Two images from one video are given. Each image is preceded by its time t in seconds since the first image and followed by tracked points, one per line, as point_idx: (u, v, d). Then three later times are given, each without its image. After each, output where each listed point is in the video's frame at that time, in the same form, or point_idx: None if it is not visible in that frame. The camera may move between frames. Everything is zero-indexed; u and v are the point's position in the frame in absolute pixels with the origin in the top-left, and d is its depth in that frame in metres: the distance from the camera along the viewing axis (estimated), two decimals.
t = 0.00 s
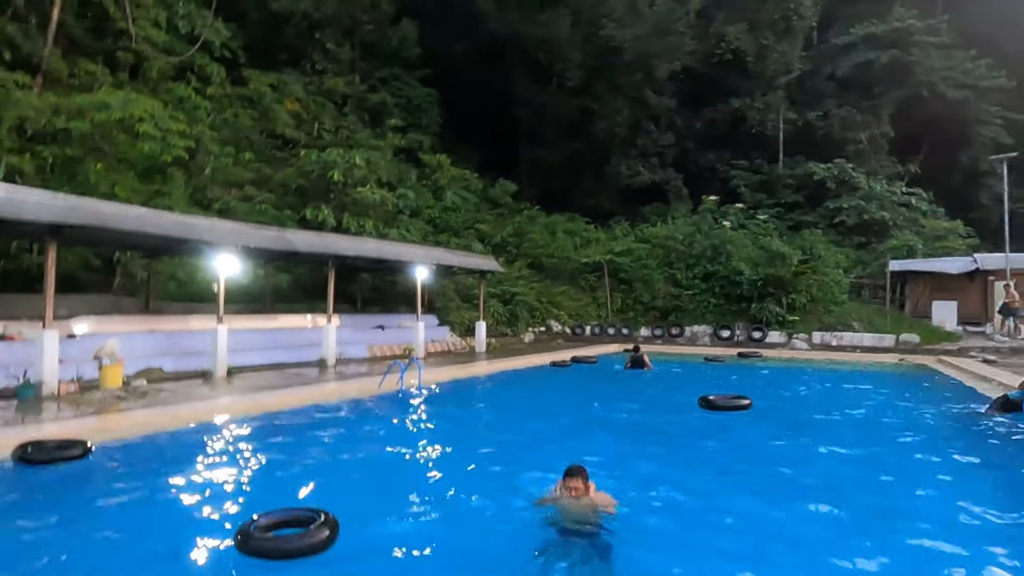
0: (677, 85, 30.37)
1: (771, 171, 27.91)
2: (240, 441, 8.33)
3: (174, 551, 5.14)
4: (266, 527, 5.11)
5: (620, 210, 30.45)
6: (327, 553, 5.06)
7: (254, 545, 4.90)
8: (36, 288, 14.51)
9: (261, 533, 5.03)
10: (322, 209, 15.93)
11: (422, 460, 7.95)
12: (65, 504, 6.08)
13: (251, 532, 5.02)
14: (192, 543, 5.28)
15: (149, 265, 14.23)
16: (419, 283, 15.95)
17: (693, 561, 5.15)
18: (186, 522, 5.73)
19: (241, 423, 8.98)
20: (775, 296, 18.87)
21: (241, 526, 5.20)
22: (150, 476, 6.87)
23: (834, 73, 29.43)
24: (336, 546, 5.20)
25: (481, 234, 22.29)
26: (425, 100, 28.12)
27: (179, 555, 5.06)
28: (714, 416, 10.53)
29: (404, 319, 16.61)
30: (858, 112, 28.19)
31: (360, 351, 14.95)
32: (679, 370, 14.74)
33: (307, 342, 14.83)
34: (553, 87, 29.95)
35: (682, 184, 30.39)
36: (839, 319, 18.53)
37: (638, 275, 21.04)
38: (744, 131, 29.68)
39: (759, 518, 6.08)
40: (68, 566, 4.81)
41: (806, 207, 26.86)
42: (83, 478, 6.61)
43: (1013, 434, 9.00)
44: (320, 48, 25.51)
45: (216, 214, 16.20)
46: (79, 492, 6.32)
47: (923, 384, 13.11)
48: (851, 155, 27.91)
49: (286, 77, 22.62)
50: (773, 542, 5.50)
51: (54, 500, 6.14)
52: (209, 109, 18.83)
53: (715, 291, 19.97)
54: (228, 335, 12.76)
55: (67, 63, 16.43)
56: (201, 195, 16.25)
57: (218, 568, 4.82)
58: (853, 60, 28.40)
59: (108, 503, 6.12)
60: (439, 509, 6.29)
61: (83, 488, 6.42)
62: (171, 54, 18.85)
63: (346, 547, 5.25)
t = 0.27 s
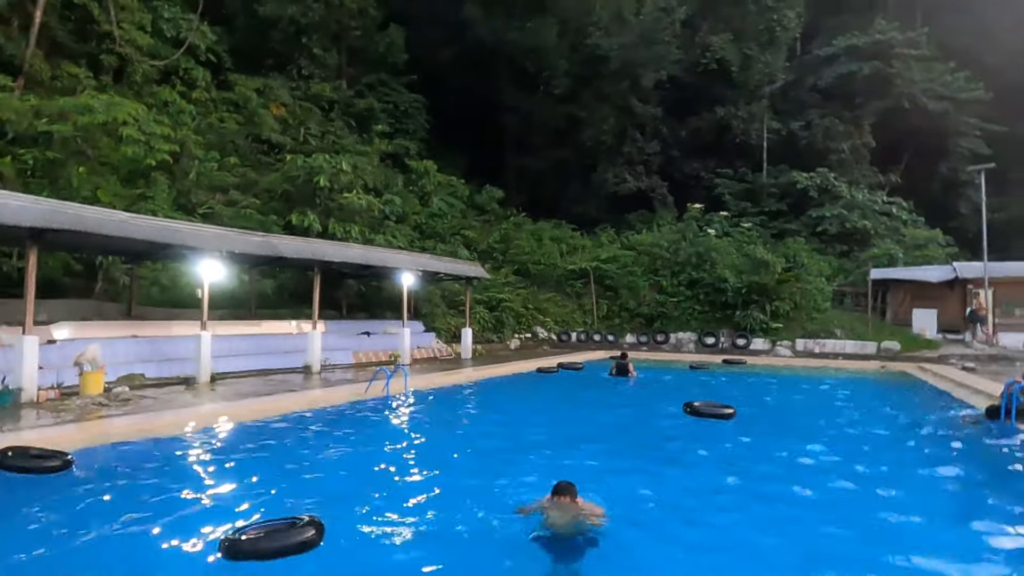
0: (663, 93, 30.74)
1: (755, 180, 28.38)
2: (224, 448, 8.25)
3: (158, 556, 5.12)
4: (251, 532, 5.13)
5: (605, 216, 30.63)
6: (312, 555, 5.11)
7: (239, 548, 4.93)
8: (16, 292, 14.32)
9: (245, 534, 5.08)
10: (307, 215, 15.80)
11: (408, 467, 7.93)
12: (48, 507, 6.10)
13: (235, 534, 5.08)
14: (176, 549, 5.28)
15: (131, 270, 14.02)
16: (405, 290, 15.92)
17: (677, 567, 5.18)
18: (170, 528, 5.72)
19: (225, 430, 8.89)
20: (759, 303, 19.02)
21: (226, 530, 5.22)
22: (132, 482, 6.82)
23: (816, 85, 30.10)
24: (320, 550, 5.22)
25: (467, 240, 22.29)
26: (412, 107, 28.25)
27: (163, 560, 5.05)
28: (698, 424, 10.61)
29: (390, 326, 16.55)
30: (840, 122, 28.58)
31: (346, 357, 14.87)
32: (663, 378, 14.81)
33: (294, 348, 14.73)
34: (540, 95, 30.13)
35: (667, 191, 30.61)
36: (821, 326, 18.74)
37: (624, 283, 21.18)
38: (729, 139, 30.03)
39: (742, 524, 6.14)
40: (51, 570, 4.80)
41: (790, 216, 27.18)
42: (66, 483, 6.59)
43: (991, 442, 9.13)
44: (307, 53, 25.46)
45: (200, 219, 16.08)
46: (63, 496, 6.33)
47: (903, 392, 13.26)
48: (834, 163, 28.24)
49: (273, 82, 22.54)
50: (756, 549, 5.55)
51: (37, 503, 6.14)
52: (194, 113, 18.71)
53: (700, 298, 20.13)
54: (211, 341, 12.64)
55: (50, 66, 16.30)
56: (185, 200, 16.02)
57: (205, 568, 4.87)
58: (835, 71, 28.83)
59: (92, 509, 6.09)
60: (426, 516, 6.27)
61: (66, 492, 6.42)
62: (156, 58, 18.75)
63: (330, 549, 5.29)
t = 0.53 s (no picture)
0: (647, 102, 31.11)
1: (738, 189, 28.73)
2: (209, 460, 8.15)
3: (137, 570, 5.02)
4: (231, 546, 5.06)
5: (591, 225, 30.51)
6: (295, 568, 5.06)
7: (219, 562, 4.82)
8: None
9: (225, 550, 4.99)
10: (292, 223, 15.67)
11: (395, 478, 7.86)
12: (24, 523, 5.97)
13: (215, 549, 4.98)
14: (154, 563, 5.19)
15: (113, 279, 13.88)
16: (391, 298, 15.87)
17: None
18: (155, 540, 5.67)
19: (210, 440, 8.80)
20: (743, 311, 19.18)
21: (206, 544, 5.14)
22: (113, 496, 6.71)
23: (797, 95, 30.75)
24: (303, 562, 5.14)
25: (453, 248, 22.27)
26: (397, 114, 28.43)
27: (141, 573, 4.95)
28: (684, 433, 10.64)
29: (375, 334, 16.58)
30: (821, 131, 28.97)
31: (331, 366, 14.78)
32: (648, 387, 14.86)
33: (278, 357, 14.63)
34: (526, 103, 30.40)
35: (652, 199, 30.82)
36: (804, 333, 18.94)
37: (610, 290, 21.27)
38: (713, 147, 30.35)
39: (728, 532, 6.17)
40: None
41: (773, 224, 27.47)
42: (43, 497, 6.46)
43: (971, 448, 9.25)
44: (292, 60, 25.36)
45: (183, 227, 15.89)
46: (40, 511, 6.20)
47: (884, 399, 13.39)
48: (816, 172, 28.66)
49: (257, 89, 22.46)
50: (744, 556, 5.57)
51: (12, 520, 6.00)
52: (177, 120, 18.58)
53: (684, 305, 20.14)
54: (194, 350, 12.49)
55: (31, 72, 16.12)
56: (168, 207, 15.92)
57: None
58: (817, 82, 29.24)
59: (69, 525, 5.98)
60: (412, 528, 6.22)
61: (42, 507, 6.29)
62: (138, 64, 18.59)
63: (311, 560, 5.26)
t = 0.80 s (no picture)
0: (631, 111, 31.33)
1: (721, 197, 29.03)
2: (189, 471, 7.99)
3: None
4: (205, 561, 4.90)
5: (576, 231, 30.80)
6: None
7: None
8: None
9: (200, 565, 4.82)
10: (275, 230, 15.54)
11: (379, 489, 7.74)
12: None
13: (190, 564, 4.82)
14: None
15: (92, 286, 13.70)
16: (375, 306, 15.82)
17: None
18: (129, 556, 5.51)
19: (191, 451, 8.65)
20: (726, 317, 19.35)
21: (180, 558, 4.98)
22: (87, 511, 6.51)
23: (779, 103, 31.02)
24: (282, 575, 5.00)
25: (437, 255, 22.21)
26: (381, 121, 28.34)
27: None
28: (668, 440, 10.67)
29: (359, 342, 16.54)
30: (801, 140, 29.37)
31: (314, 374, 14.68)
32: (632, 394, 14.90)
33: (260, 366, 14.50)
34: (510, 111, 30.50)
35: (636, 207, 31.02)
36: (786, 340, 19.12)
37: (594, 297, 21.34)
38: (696, 155, 30.67)
39: (716, 539, 6.11)
40: None
41: (755, 231, 27.77)
42: (17, 510, 6.33)
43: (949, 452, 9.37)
44: (275, 66, 25.24)
45: (164, 234, 15.80)
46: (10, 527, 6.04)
47: (865, 405, 13.51)
48: (797, 180, 28.99)
49: (241, 95, 22.36)
50: (733, 564, 5.51)
51: None
52: (159, 126, 18.43)
53: (668, 312, 20.27)
54: (175, 358, 12.33)
55: (9, 78, 15.94)
56: (149, 215, 15.85)
57: None
58: (796, 91, 29.73)
59: (40, 541, 5.80)
60: (396, 539, 6.12)
61: (14, 522, 6.13)
62: (119, 70, 18.43)
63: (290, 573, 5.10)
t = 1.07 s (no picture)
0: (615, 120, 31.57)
1: (704, 206, 29.32)
2: (167, 482, 7.85)
3: None
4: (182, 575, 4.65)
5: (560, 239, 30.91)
6: None
7: None
8: None
9: None
10: (257, 237, 15.41)
11: (361, 499, 7.63)
12: None
13: None
14: None
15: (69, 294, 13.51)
16: (358, 314, 15.75)
17: None
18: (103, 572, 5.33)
19: (169, 461, 8.51)
20: (709, 325, 19.49)
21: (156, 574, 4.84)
22: (60, 525, 6.34)
23: (760, 114, 31.41)
24: None
25: (421, 264, 22.17)
26: (366, 129, 28.28)
27: None
28: (650, 448, 10.73)
29: (342, 350, 16.48)
30: (782, 150, 29.77)
31: (296, 383, 14.53)
32: (615, 402, 14.94)
33: (242, 375, 14.37)
34: (495, 119, 30.60)
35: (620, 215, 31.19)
36: (768, 348, 19.27)
37: (578, 305, 21.40)
38: (679, 165, 30.98)
39: (702, 546, 6.09)
40: None
41: (737, 240, 28.04)
42: None
43: (927, 456, 9.52)
44: (259, 74, 25.09)
45: (145, 241, 15.49)
46: None
47: (844, 412, 13.65)
48: (778, 190, 29.33)
49: (223, 103, 22.24)
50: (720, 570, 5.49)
51: None
52: (140, 132, 18.27)
53: (652, 320, 20.41)
54: (154, 367, 12.14)
55: None
56: (129, 222, 15.57)
57: None
58: (776, 102, 30.15)
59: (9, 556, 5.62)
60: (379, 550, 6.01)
61: None
62: (99, 76, 18.26)
63: None
